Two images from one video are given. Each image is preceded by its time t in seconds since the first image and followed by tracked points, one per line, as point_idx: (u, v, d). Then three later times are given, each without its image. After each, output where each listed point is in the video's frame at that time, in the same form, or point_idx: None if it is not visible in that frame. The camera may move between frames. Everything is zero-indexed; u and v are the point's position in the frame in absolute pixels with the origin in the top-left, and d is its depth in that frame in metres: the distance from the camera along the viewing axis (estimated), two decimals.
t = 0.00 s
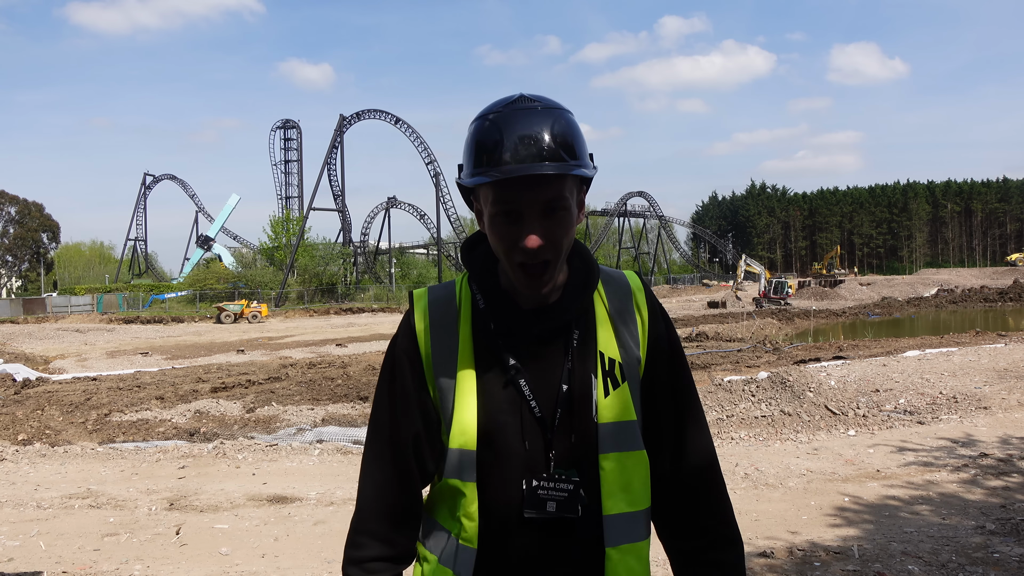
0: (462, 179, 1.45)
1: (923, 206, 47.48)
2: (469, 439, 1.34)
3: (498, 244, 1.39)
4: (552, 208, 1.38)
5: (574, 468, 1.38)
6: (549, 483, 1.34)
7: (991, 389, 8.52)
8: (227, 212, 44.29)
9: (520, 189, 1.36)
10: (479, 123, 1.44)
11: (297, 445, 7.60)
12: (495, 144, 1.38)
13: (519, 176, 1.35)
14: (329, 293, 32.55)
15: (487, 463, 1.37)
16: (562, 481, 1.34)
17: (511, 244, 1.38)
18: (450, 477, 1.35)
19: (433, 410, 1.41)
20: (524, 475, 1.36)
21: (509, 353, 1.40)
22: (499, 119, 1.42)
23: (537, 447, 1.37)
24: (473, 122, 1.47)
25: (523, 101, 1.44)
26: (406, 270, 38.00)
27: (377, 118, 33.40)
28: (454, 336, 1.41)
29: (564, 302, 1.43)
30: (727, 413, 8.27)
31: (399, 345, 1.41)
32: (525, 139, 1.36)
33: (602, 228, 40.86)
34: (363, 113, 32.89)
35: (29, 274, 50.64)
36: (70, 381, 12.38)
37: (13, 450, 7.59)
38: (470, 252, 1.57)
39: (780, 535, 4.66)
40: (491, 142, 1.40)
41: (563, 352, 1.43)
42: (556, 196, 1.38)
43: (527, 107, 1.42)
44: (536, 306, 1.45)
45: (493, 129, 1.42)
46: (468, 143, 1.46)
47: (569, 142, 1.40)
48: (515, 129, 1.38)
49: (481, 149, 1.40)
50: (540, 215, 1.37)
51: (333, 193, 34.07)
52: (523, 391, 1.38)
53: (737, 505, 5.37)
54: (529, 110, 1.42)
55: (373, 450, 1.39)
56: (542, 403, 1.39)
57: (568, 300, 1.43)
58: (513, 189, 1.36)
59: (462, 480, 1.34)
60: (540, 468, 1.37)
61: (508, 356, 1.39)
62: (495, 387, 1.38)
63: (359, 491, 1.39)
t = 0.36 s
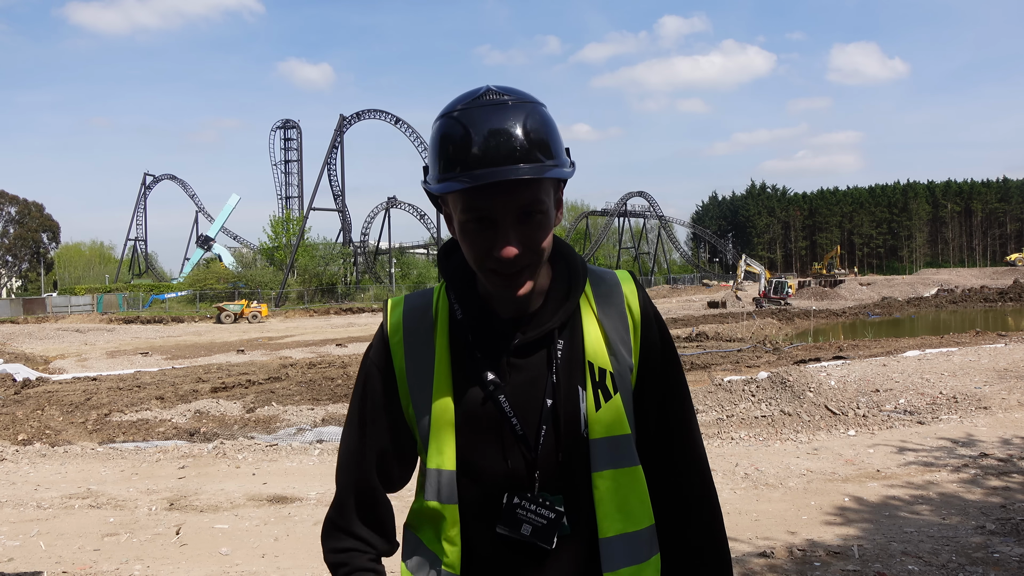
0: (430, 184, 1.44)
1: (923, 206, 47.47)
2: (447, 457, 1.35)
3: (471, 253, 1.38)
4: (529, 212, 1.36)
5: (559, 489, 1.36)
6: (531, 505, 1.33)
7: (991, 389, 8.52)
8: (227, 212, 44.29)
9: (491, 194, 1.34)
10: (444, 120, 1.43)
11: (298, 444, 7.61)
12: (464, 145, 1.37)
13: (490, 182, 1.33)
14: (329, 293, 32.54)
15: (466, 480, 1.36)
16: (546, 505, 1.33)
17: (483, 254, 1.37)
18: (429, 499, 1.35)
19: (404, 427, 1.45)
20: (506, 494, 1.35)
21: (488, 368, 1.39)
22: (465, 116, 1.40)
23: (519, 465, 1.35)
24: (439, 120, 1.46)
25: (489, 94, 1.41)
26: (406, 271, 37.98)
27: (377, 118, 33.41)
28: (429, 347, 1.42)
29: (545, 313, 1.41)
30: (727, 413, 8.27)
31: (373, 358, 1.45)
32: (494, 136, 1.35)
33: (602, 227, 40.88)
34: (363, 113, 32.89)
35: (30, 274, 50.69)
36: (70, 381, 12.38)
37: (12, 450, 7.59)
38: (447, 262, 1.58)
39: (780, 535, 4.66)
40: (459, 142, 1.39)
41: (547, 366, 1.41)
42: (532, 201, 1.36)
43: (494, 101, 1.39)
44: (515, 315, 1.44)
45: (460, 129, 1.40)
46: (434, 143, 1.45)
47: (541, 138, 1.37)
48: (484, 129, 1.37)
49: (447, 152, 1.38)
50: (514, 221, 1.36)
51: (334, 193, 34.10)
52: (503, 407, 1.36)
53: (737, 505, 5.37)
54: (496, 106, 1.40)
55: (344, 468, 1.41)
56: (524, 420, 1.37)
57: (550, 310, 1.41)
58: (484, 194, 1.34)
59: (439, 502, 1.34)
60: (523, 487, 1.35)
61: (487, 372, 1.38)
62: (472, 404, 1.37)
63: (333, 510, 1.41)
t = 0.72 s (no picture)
0: (419, 184, 1.44)
1: (922, 206, 47.49)
2: (446, 458, 1.36)
3: (465, 252, 1.37)
4: (521, 208, 1.36)
5: (558, 493, 1.34)
6: (530, 508, 1.31)
7: (991, 389, 8.52)
8: (227, 212, 44.28)
9: (483, 190, 1.33)
10: (433, 116, 1.43)
11: (297, 445, 7.61)
12: (455, 142, 1.36)
13: (482, 178, 1.32)
14: (329, 292, 32.54)
15: (463, 481, 1.36)
16: (546, 507, 1.30)
17: (476, 252, 1.35)
18: (424, 504, 1.36)
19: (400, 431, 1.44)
20: (503, 496, 1.34)
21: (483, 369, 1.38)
22: (454, 114, 1.39)
23: (516, 465, 1.34)
24: (426, 118, 1.45)
25: (477, 91, 1.41)
26: (406, 271, 37.96)
27: (377, 118, 33.42)
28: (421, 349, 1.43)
29: (539, 312, 1.40)
30: (727, 413, 8.27)
31: (365, 362, 1.45)
32: (487, 129, 1.35)
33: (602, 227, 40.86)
34: (363, 113, 32.92)
35: (29, 274, 50.64)
36: (70, 381, 12.38)
37: (13, 450, 7.59)
38: (439, 262, 1.57)
39: (780, 535, 4.66)
40: (447, 141, 1.38)
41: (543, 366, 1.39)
42: (526, 194, 1.35)
43: (481, 98, 1.39)
44: (508, 315, 1.44)
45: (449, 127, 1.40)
46: (421, 144, 1.45)
47: (531, 133, 1.37)
48: (474, 122, 1.37)
49: (436, 150, 1.38)
50: (507, 216, 1.35)
51: (334, 193, 34.09)
52: (498, 406, 1.35)
53: (737, 505, 5.37)
54: (485, 103, 1.39)
55: (337, 477, 1.40)
56: (521, 422, 1.36)
57: (544, 308, 1.40)
58: (475, 190, 1.33)
59: (438, 508, 1.35)
60: (522, 491, 1.34)
61: (483, 372, 1.37)
62: (469, 404, 1.37)
63: (327, 521, 1.40)
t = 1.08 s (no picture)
0: (397, 190, 1.43)
1: (923, 206, 47.48)
2: (440, 458, 1.37)
3: (445, 251, 1.39)
4: (490, 202, 1.36)
5: (548, 496, 1.36)
6: (518, 508, 1.33)
7: (991, 389, 8.52)
8: (227, 212, 44.29)
9: (453, 189, 1.34)
10: (402, 129, 1.41)
11: (298, 444, 7.60)
12: (426, 146, 1.35)
13: (448, 177, 1.33)
14: (329, 292, 32.54)
15: (457, 481, 1.37)
16: (532, 508, 1.32)
17: (456, 251, 1.37)
18: (417, 502, 1.37)
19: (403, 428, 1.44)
20: (495, 495, 1.37)
21: (475, 369, 1.38)
22: (427, 118, 1.37)
23: (507, 467, 1.36)
24: (401, 125, 1.43)
25: (450, 94, 1.40)
26: (406, 271, 37.97)
27: (377, 117, 33.43)
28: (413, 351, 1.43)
29: (528, 314, 1.41)
30: (727, 413, 8.27)
31: (371, 357, 1.47)
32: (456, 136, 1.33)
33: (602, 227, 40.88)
34: (363, 113, 32.94)
35: (30, 274, 50.61)
36: (70, 381, 12.38)
37: (13, 450, 7.59)
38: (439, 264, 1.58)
39: (780, 535, 4.66)
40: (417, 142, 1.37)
41: (533, 365, 1.39)
42: (492, 186, 1.35)
43: (452, 100, 1.38)
44: (502, 315, 1.46)
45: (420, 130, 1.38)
46: (396, 150, 1.42)
47: (495, 130, 1.36)
48: (437, 125, 1.35)
49: (407, 152, 1.37)
50: (482, 212, 1.35)
51: (334, 193, 34.15)
52: (491, 407, 1.36)
53: (737, 505, 5.38)
54: (453, 105, 1.39)
55: (336, 475, 1.41)
56: (512, 423, 1.37)
57: (533, 310, 1.41)
58: (447, 189, 1.34)
59: (430, 504, 1.35)
60: (512, 489, 1.36)
61: (475, 371, 1.38)
62: (462, 404, 1.38)
63: (330, 519, 1.40)
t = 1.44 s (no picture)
0: (410, 180, 1.44)
1: (923, 206, 47.48)
2: (443, 460, 1.35)
3: (453, 243, 1.38)
4: (503, 196, 1.37)
5: (556, 495, 1.36)
6: (526, 508, 1.32)
7: (991, 389, 8.52)
8: (227, 212, 44.31)
9: (470, 181, 1.35)
10: (424, 119, 1.42)
11: (298, 445, 7.61)
12: (442, 142, 1.36)
13: (466, 168, 1.34)
14: (329, 292, 32.53)
15: (462, 482, 1.36)
16: (541, 508, 1.32)
17: (468, 245, 1.37)
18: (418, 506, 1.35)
19: (399, 435, 1.40)
20: (502, 494, 1.35)
21: (480, 369, 1.38)
22: (447, 113, 1.38)
23: (514, 467, 1.36)
24: (419, 119, 1.44)
25: (469, 93, 1.41)
26: (406, 271, 37.95)
27: (377, 117, 33.45)
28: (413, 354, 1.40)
29: (534, 315, 1.43)
30: (727, 413, 8.27)
31: (360, 365, 1.40)
32: (473, 135, 1.33)
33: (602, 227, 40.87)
34: (363, 113, 32.94)
35: (29, 274, 50.58)
36: (70, 381, 12.39)
37: (13, 450, 7.59)
38: (434, 267, 1.57)
39: (780, 535, 4.66)
40: (436, 137, 1.38)
41: (539, 366, 1.40)
42: (507, 182, 1.36)
43: (473, 98, 1.39)
44: (502, 317, 1.47)
45: (439, 126, 1.39)
46: (413, 141, 1.43)
47: (516, 128, 1.37)
48: (456, 115, 1.36)
49: (426, 145, 1.38)
50: (496, 207, 1.36)
51: (334, 193, 34.17)
52: (497, 407, 1.36)
53: (737, 506, 5.37)
54: (474, 102, 1.40)
55: (325, 478, 1.36)
56: (519, 424, 1.37)
57: (539, 312, 1.43)
58: (464, 183, 1.35)
59: (433, 510, 1.34)
60: (521, 489, 1.35)
61: (481, 372, 1.38)
62: (466, 405, 1.37)
63: (318, 528, 1.35)
